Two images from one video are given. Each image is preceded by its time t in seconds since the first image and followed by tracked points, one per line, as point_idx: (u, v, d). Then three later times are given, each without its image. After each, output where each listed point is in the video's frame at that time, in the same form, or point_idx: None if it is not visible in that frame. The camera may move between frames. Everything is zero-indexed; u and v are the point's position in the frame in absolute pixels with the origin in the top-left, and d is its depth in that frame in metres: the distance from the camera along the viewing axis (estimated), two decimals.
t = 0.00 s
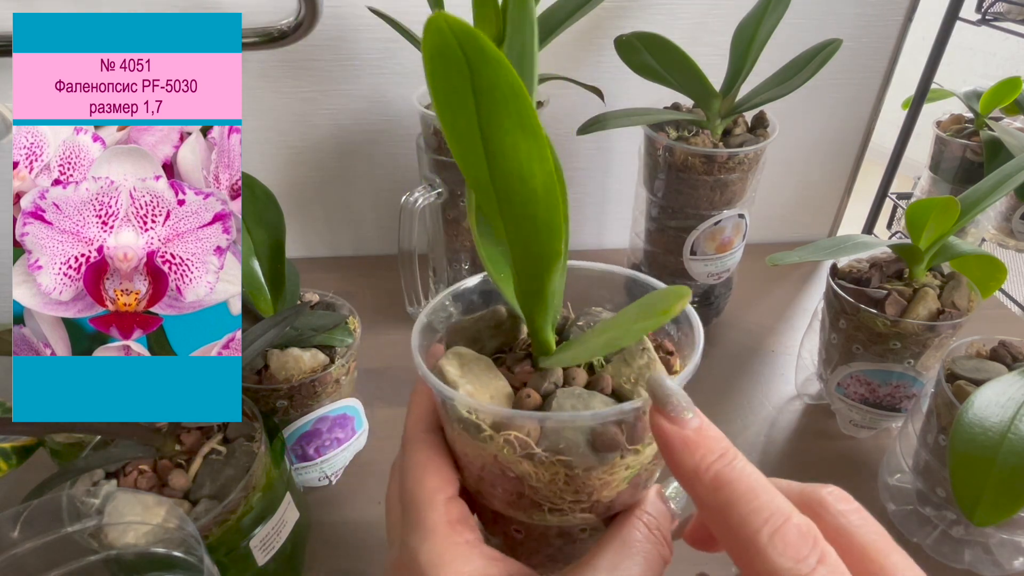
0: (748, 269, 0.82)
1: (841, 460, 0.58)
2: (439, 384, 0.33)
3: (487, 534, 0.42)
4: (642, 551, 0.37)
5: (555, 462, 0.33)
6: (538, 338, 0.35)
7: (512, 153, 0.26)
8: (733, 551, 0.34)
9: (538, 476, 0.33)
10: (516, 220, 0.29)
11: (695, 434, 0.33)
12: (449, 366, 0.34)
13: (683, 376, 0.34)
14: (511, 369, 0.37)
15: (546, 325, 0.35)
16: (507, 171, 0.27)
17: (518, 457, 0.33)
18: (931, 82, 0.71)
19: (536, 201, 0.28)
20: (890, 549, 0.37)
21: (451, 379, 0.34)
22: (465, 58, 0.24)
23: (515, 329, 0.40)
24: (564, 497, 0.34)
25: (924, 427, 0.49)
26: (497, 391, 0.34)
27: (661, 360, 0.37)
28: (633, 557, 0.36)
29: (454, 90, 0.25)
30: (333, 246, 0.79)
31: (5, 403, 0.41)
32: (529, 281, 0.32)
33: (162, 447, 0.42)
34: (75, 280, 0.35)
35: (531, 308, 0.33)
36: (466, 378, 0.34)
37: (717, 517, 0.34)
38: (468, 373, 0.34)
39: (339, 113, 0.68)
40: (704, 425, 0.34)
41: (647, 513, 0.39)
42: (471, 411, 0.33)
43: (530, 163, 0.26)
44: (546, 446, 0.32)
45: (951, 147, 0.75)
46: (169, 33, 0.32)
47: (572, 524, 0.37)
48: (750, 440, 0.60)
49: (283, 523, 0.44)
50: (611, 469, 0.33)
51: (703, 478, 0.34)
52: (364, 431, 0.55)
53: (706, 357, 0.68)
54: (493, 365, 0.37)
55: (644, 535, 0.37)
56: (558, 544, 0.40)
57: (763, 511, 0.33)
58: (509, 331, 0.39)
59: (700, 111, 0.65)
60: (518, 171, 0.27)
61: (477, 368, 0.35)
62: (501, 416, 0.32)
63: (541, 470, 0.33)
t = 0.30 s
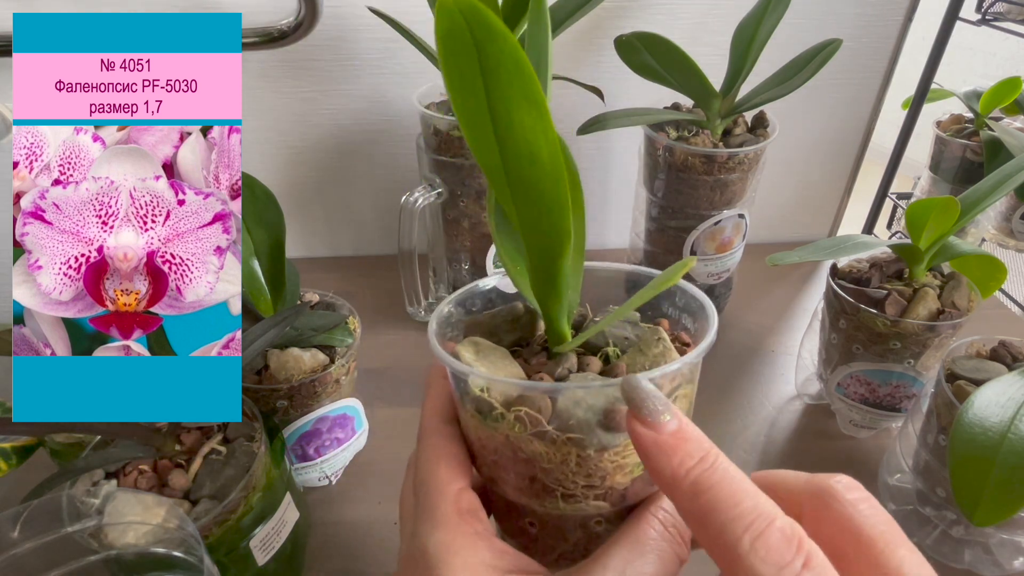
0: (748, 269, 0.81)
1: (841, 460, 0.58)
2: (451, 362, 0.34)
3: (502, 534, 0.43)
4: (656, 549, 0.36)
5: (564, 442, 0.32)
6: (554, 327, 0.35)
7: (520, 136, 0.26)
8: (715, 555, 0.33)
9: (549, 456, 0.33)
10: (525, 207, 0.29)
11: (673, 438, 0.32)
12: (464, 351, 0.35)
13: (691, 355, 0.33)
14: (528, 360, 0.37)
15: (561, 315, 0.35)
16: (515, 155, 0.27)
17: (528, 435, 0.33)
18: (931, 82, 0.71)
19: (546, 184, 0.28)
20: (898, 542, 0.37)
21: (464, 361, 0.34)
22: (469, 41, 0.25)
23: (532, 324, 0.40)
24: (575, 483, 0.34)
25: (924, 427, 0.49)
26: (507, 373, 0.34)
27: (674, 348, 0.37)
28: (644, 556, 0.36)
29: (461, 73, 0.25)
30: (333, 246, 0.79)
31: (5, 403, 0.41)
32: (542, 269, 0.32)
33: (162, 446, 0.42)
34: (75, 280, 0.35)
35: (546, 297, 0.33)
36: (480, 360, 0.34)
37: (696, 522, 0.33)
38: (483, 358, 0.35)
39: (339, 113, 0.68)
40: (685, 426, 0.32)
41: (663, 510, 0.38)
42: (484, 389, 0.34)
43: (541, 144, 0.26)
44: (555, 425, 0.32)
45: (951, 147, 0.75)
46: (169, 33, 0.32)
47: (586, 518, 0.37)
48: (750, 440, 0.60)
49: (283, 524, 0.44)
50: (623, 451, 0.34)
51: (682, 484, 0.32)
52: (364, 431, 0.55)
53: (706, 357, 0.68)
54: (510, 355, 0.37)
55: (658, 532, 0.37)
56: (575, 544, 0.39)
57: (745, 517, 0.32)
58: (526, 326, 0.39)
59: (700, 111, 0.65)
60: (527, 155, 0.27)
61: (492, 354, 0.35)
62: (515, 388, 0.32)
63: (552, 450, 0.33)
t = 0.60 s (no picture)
0: (748, 269, 0.81)
1: (841, 460, 0.58)
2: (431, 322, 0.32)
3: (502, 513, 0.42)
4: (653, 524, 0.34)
5: (545, 402, 0.31)
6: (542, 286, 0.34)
7: (484, 78, 0.25)
8: (744, 561, 0.32)
9: (533, 418, 0.31)
10: (500, 155, 0.28)
11: (698, 435, 0.32)
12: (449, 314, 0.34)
13: (681, 304, 0.31)
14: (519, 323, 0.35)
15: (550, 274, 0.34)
16: (480, 95, 0.26)
17: (508, 396, 0.31)
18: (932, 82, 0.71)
19: (514, 126, 0.27)
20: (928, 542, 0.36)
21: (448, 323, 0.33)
22: None
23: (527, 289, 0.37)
24: (560, 445, 0.32)
25: (924, 427, 0.49)
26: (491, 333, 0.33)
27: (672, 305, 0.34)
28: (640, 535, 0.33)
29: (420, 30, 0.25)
30: (333, 246, 0.79)
31: (5, 403, 0.41)
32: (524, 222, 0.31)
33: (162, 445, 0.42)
34: (75, 280, 0.35)
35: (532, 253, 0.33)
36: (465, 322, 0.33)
37: (722, 524, 0.32)
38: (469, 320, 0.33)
39: (339, 113, 0.68)
40: (710, 423, 0.32)
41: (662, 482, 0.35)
42: (465, 349, 0.32)
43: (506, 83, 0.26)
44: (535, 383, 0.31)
45: (951, 147, 0.75)
46: (169, 33, 0.32)
47: (580, 484, 0.35)
48: (751, 440, 0.60)
49: (283, 524, 0.44)
50: (610, 413, 0.31)
51: (709, 483, 0.31)
52: (365, 431, 0.55)
53: (706, 357, 0.68)
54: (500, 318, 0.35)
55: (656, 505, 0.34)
56: (570, 513, 0.37)
57: (772, 518, 0.31)
58: (521, 291, 0.37)
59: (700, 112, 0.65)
60: (491, 97, 0.26)
61: (479, 317, 0.34)
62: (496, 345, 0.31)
63: (535, 412, 0.31)
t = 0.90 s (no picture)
0: (748, 269, 0.81)
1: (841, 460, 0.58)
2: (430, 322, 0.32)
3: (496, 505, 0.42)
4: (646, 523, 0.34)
5: (544, 404, 0.31)
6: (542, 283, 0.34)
7: (487, 72, 0.25)
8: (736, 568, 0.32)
9: (531, 419, 0.31)
10: (502, 149, 0.28)
11: (678, 453, 0.32)
12: (447, 311, 0.34)
13: (683, 307, 0.31)
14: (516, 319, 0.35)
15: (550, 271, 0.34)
16: (483, 91, 0.26)
17: (506, 396, 0.31)
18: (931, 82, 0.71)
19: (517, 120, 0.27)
20: (931, 542, 0.36)
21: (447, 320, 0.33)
22: None
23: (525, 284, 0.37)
24: (557, 446, 0.32)
25: (924, 427, 0.49)
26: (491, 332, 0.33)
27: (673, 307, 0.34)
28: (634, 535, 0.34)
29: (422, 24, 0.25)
30: (332, 246, 0.79)
31: (5, 403, 0.41)
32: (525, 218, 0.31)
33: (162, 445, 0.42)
34: (75, 280, 0.35)
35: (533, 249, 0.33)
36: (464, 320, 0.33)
37: (712, 534, 0.32)
38: (467, 318, 0.33)
39: (339, 113, 0.68)
40: (689, 438, 0.33)
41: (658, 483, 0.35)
42: (463, 348, 0.32)
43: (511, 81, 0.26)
44: (535, 384, 0.31)
45: (951, 147, 0.75)
46: (169, 32, 0.32)
47: (577, 482, 0.35)
48: (750, 440, 0.60)
49: (283, 524, 0.44)
50: (609, 413, 0.31)
51: (693, 495, 0.32)
52: (365, 431, 0.55)
53: (706, 357, 0.68)
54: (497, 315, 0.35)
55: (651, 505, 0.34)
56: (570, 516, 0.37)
57: (758, 521, 0.31)
58: (518, 285, 0.37)
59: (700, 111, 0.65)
60: (494, 89, 0.26)
61: (478, 314, 0.34)
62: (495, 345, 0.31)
63: (533, 413, 0.31)
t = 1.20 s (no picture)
0: (748, 269, 0.81)
1: (841, 461, 0.58)
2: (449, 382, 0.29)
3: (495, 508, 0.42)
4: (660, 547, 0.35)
5: (578, 465, 0.29)
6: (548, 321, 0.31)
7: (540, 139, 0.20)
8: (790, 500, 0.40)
9: (560, 477, 0.30)
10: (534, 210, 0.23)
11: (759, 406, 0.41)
12: (454, 358, 0.30)
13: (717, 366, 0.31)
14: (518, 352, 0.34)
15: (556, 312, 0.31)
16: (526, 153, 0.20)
17: (536, 458, 0.30)
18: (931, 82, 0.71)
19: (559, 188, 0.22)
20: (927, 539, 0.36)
21: (459, 373, 0.30)
22: None
23: (518, 306, 0.35)
24: (585, 498, 0.31)
25: (924, 427, 0.49)
26: (507, 382, 0.30)
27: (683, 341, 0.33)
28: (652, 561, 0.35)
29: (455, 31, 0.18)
30: (332, 246, 0.79)
31: (5, 403, 0.41)
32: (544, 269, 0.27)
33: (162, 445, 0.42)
34: (74, 280, 0.35)
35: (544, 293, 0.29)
36: (474, 369, 0.30)
37: (780, 475, 0.40)
38: (476, 364, 0.30)
39: (339, 112, 0.68)
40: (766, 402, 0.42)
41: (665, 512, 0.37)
42: (483, 410, 0.29)
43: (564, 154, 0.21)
44: (568, 448, 0.29)
45: (951, 147, 0.75)
46: (169, 32, 0.32)
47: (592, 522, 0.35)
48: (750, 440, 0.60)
49: (283, 524, 0.44)
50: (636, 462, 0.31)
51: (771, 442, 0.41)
52: (364, 431, 0.55)
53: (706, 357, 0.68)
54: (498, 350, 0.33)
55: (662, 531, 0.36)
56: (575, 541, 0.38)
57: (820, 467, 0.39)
58: (512, 310, 0.35)
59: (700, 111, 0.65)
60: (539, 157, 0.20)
61: (483, 357, 0.31)
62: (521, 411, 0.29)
63: (564, 472, 0.30)
